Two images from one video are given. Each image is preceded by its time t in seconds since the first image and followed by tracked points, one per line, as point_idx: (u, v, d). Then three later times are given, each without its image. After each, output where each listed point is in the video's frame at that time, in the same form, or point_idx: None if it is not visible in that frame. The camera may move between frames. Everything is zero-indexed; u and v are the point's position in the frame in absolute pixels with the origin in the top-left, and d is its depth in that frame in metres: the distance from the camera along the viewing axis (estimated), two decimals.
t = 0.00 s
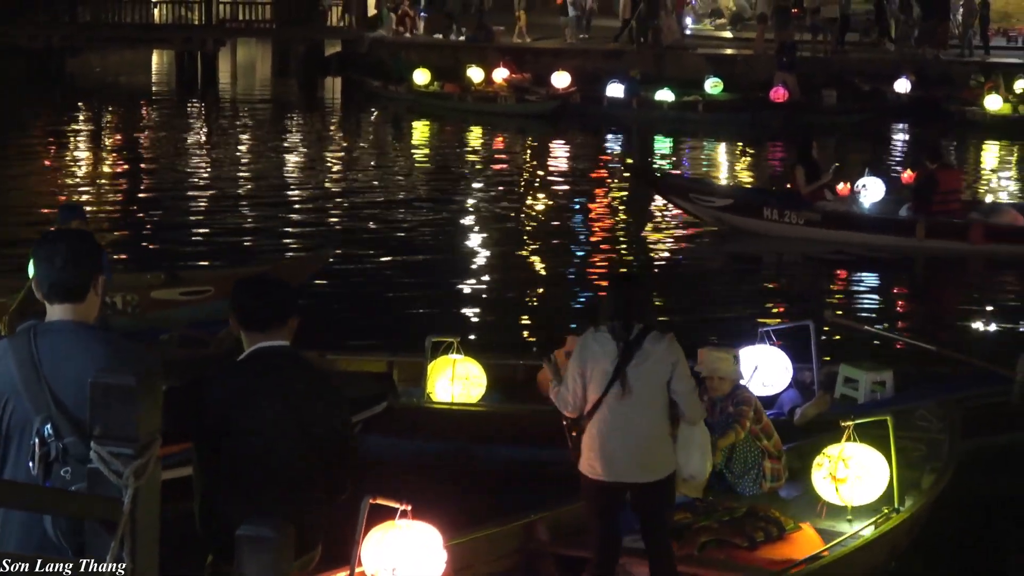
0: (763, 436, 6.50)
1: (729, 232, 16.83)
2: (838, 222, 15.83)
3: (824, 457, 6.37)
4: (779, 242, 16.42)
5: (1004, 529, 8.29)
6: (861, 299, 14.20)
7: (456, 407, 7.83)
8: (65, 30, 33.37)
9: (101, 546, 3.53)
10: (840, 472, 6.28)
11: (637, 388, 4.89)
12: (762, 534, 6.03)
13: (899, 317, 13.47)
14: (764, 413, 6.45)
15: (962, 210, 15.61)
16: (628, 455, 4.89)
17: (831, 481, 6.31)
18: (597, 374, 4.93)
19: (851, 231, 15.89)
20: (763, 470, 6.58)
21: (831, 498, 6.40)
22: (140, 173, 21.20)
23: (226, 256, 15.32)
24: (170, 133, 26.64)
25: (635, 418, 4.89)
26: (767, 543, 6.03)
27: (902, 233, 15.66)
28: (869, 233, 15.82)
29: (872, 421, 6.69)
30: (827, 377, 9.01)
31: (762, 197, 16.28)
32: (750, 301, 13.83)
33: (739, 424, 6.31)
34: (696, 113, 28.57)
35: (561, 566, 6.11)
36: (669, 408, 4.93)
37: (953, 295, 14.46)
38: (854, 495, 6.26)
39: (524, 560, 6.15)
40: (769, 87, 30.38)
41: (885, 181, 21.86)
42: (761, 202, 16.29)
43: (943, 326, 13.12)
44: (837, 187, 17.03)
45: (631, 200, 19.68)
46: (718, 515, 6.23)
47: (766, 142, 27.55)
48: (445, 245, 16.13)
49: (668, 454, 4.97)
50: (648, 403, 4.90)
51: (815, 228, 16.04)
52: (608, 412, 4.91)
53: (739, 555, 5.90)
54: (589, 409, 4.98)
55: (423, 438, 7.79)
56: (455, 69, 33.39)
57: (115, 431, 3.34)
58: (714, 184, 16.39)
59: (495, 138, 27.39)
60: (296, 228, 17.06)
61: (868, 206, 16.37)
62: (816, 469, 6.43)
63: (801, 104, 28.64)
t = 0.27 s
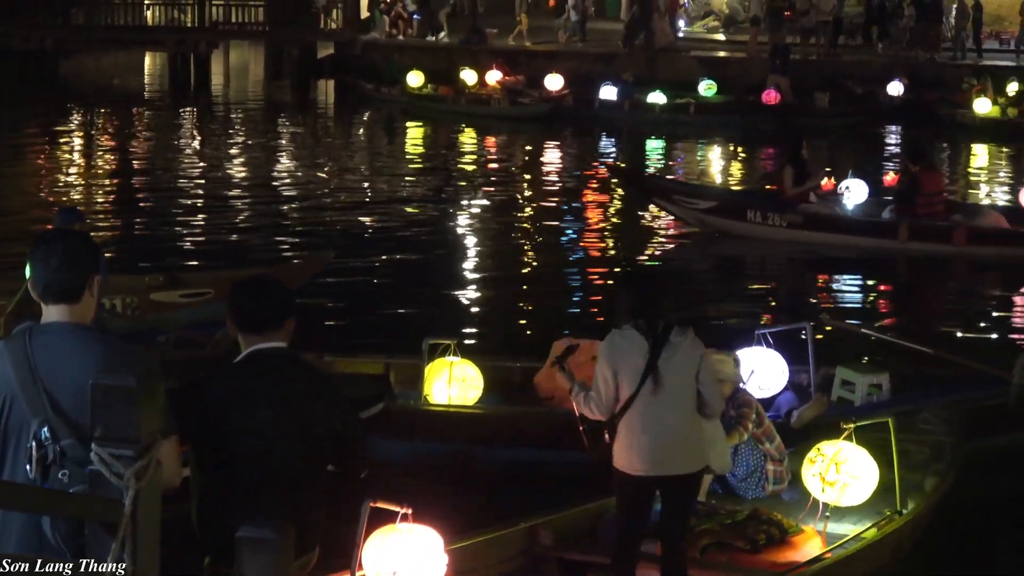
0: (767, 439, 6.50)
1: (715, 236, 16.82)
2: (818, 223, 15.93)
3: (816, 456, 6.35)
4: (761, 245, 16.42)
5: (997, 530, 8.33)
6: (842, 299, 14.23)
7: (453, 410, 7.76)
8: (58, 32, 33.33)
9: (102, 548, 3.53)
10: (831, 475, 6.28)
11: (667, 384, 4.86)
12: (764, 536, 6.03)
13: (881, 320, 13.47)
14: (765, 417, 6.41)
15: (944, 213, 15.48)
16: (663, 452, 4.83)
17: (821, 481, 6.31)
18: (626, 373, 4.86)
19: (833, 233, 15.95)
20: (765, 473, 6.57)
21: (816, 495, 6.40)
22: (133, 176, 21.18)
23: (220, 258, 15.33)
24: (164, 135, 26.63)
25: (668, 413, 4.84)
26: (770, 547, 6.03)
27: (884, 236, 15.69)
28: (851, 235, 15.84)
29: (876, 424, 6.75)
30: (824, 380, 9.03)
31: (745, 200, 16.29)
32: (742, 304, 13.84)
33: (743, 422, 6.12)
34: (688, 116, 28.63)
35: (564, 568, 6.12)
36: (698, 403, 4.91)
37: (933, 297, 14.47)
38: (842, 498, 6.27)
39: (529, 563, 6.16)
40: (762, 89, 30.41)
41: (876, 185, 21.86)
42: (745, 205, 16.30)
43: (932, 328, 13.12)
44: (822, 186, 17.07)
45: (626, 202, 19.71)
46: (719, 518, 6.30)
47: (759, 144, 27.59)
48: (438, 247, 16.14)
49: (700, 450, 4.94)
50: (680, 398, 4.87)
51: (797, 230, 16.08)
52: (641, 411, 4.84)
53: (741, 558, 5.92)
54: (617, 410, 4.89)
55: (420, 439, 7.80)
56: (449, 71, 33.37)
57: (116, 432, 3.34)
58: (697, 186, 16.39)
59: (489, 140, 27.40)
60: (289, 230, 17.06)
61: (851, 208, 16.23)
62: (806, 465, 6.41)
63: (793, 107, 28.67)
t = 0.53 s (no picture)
0: (773, 442, 6.44)
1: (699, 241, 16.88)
2: (802, 228, 15.85)
3: (826, 466, 6.38)
4: (744, 250, 16.40)
5: (994, 535, 8.50)
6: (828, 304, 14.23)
7: (451, 414, 7.77)
8: (52, 34, 33.30)
9: (102, 550, 3.52)
10: (841, 484, 6.30)
11: (687, 387, 4.93)
12: (768, 543, 6.07)
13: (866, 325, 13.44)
14: (774, 422, 6.39)
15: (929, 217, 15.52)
16: (683, 454, 4.87)
17: (832, 491, 6.33)
18: (646, 380, 4.86)
19: (818, 238, 15.90)
20: (771, 477, 6.55)
21: (831, 507, 6.41)
22: (127, 178, 21.17)
23: (215, 260, 15.33)
24: (159, 138, 26.61)
25: (688, 417, 4.90)
26: (773, 552, 6.08)
27: (868, 241, 15.78)
28: (838, 240, 15.90)
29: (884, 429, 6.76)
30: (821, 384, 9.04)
31: (731, 204, 16.43)
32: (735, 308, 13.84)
33: (748, 422, 6.09)
34: (681, 120, 28.52)
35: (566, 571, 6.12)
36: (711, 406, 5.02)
37: (919, 303, 14.48)
38: (853, 507, 6.28)
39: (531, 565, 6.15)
40: (757, 94, 30.43)
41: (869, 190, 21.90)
42: (730, 209, 16.42)
43: (923, 333, 13.13)
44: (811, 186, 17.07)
45: (621, 206, 19.71)
46: (725, 525, 6.35)
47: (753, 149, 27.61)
48: (431, 250, 16.14)
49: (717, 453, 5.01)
50: (698, 401, 4.94)
51: (780, 235, 16.03)
52: (664, 416, 4.86)
53: (745, 564, 5.97)
54: (637, 415, 4.90)
55: (418, 442, 7.80)
56: (444, 74, 33.36)
57: (120, 434, 3.35)
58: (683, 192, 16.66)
59: (485, 144, 27.41)
60: (283, 233, 17.05)
61: (836, 212, 16.20)
62: (817, 477, 6.44)
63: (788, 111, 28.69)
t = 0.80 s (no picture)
0: (778, 446, 6.51)
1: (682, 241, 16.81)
2: (788, 231, 15.96)
3: (843, 472, 6.42)
4: (726, 251, 16.41)
5: (993, 535, 8.28)
6: (813, 305, 14.23)
7: (449, 416, 7.78)
8: (46, 36, 33.26)
9: (107, 551, 3.53)
10: (859, 485, 6.31)
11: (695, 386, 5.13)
12: (774, 545, 6.13)
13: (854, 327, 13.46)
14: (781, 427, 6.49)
15: (913, 219, 15.48)
16: (695, 451, 5.09)
17: (851, 494, 6.34)
18: (660, 384, 5.03)
19: (803, 240, 16.02)
20: (777, 481, 6.62)
21: (852, 512, 6.42)
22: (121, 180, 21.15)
23: (210, 262, 15.31)
24: (153, 140, 26.59)
25: (699, 415, 5.11)
26: (781, 554, 6.14)
27: (855, 243, 15.80)
28: (822, 242, 16.00)
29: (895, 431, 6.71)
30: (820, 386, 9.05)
31: (716, 205, 16.31)
32: (727, 310, 13.86)
33: (757, 424, 6.18)
34: (674, 123, 28.46)
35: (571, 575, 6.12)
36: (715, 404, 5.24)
37: (912, 304, 14.49)
38: (874, 507, 6.28)
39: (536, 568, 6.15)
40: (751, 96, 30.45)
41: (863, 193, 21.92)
42: (715, 210, 16.31)
43: (914, 334, 13.15)
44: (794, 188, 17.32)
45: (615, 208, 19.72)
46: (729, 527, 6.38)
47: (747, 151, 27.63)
48: (425, 253, 16.15)
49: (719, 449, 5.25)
50: (707, 401, 5.16)
51: (766, 236, 16.11)
52: (678, 418, 5.06)
53: (750, 568, 5.99)
54: (650, 417, 5.08)
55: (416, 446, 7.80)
56: (438, 77, 33.34)
57: (124, 437, 3.36)
58: (668, 192, 16.38)
59: (480, 146, 27.41)
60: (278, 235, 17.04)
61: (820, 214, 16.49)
62: (836, 484, 6.46)
63: (781, 114, 28.71)
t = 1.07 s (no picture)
0: (782, 452, 6.47)
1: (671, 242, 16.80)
2: (773, 232, 15.90)
3: (843, 472, 6.43)
4: (714, 253, 16.38)
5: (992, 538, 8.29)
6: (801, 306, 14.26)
7: (449, 419, 7.83)
8: (41, 40, 33.27)
9: (112, 554, 3.54)
10: (860, 485, 6.31)
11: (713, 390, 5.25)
12: (779, 548, 6.16)
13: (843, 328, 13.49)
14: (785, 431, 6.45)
15: (898, 222, 15.60)
16: (722, 451, 5.18)
17: (852, 494, 6.34)
18: (681, 387, 5.11)
19: (790, 241, 15.95)
20: (782, 487, 6.57)
21: (851, 512, 6.43)
22: (115, 184, 21.15)
23: (205, 265, 15.32)
24: (149, 144, 26.59)
25: (719, 415, 5.22)
26: (785, 557, 6.17)
27: (839, 245, 15.79)
28: (808, 243, 15.90)
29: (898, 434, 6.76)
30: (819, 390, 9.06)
31: (701, 208, 16.24)
32: (720, 312, 13.89)
33: (763, 433, 6.23)
34: (668, 126, 28.68)
35: None
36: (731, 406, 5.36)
37: (907, 306, 14.51)
38: (874, 508, 6.28)
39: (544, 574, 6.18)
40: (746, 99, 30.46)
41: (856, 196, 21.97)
42: (699, 213, 16.24)
43: (906, 336, 13.17)
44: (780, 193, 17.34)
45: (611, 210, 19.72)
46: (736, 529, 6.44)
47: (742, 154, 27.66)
48: (417, 255, 16.16)
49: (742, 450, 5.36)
50: (722, 400, 5.27)
51: (751, 238, 16.07)
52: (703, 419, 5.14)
53: (755, 570, 6.05)
54: (674, 422, 5.14)
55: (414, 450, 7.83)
56: (433, 81, 33.39)
57: (127, 439, 3.36)
58: (654, 194, 16.29)
59: (476, 149, 27.42)
60: (272, 238, 17.05)
61: (805, 216, 16.48)
62: (835, 483, 6.47)
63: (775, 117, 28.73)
